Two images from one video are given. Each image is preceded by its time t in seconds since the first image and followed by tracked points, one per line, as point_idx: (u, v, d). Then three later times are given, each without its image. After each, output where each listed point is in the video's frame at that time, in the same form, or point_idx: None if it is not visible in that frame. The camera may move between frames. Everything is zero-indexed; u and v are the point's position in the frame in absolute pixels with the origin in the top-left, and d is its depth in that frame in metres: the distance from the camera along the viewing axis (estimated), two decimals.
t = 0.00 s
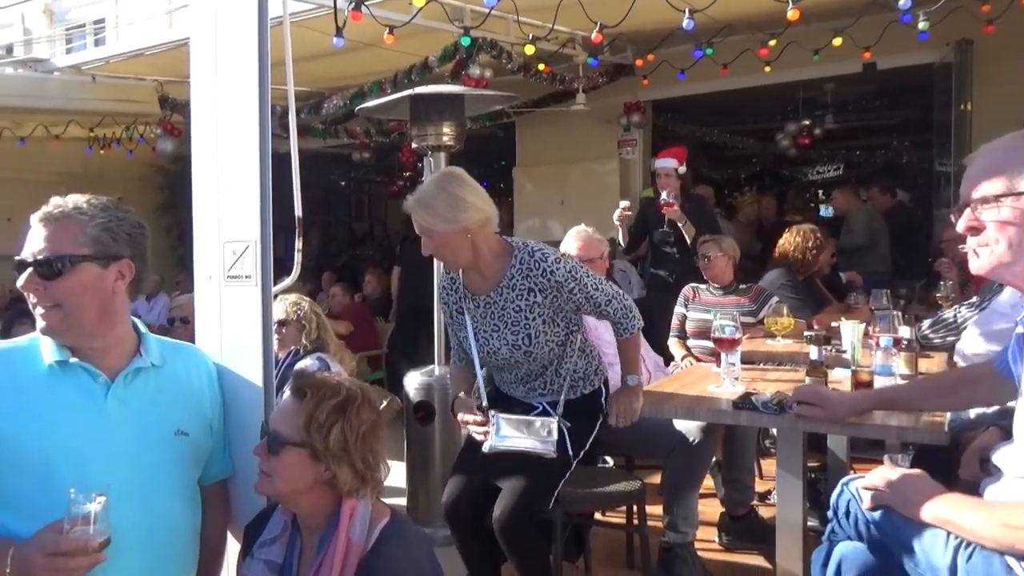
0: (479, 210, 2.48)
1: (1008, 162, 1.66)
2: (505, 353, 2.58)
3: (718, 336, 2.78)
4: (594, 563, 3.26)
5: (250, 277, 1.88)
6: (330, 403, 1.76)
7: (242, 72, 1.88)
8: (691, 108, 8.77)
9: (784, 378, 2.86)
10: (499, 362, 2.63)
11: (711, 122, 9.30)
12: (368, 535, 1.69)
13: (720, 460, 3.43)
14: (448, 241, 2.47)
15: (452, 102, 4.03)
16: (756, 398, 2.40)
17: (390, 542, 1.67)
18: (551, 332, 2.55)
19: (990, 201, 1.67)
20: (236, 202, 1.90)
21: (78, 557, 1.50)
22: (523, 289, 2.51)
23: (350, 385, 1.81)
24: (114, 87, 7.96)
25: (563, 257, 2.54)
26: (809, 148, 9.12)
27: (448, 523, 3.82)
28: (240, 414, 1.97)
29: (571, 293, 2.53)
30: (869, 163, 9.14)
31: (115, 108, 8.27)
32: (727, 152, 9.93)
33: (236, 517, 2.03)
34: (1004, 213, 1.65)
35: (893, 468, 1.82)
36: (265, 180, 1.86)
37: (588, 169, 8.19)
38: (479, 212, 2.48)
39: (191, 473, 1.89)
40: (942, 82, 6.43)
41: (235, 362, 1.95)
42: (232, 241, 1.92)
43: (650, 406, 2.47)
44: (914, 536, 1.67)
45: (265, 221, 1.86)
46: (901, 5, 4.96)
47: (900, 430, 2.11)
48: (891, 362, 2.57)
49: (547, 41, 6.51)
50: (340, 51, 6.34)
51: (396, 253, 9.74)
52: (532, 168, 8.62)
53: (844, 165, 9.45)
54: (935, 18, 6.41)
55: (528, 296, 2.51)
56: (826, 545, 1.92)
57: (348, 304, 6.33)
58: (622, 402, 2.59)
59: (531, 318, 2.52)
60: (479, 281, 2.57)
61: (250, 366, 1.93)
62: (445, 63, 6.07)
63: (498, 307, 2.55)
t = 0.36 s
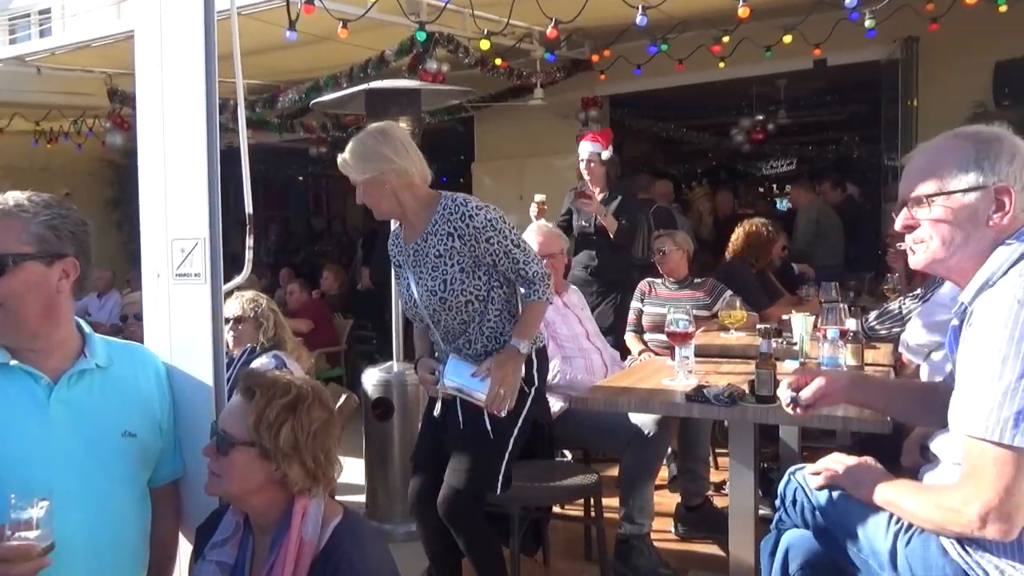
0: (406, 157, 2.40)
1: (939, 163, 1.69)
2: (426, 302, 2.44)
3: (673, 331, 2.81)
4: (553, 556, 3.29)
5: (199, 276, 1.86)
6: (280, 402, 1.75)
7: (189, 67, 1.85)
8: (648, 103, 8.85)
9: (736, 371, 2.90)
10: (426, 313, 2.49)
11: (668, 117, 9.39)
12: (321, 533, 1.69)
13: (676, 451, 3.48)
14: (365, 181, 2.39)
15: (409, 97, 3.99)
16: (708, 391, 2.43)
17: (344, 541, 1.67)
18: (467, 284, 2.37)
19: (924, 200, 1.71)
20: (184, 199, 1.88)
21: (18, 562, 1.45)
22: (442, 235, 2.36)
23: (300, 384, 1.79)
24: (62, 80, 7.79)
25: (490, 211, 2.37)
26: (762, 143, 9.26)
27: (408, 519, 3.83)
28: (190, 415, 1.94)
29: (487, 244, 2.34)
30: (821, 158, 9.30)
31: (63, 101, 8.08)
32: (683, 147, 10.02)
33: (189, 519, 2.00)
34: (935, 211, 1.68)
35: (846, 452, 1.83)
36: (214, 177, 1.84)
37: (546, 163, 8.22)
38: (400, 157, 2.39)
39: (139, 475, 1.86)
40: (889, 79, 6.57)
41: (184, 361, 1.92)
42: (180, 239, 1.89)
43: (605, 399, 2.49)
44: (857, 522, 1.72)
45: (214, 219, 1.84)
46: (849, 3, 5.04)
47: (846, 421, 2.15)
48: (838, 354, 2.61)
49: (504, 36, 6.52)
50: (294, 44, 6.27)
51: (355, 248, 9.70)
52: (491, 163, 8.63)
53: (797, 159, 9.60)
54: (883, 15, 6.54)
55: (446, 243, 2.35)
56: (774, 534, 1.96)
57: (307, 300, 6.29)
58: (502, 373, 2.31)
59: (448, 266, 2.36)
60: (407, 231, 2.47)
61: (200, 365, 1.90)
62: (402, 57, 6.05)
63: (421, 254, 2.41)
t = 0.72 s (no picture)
0: (390, 128, 2.41)
1: (873, 185, 1.78)
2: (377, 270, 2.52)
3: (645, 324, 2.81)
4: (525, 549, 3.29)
5: (168, 267, 1.81)
6: (249, 394, 1.73)
7: (158, 55, 1.81)
8: (621, 100, 8.87)
9: (707, 365, 2.90)
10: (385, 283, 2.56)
11: (641, 114, 9.43)
12: (292, 527, 1.67)
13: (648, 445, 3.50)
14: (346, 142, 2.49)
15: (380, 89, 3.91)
16: (681, 383, 2.44)
17: (316, 536, 1.64)
18: (397, 263, 2.39)
19: (872, 226, 1.79)
20: (153, 189, 1.83)
21: None
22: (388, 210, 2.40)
23: (271, 376, 1.77)
24: (27, 69, 7.64)
25: (428, 198, 2.33)
26: (734, 141, 9.34)
27: (381, 514, 3.81)
28: (156, 409, 1.91)
29: (412, 227, 2.32)
30: (791, 156, 9.39)
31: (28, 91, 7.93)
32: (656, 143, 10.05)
33: (160, 513, 1.97)
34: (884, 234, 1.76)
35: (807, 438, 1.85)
36: (183, 167, 1.80)
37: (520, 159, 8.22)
38: (378, 126, 2.41)
39: (106, 469, 1.83)
40: (858, 78, 6.65)
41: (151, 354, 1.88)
42: (148, 230, 1.85)
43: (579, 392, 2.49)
44: (827, 512, 1.74)
45: (183, 209, 1.80)
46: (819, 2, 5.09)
47: (816, 413, 2.16)
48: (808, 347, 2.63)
49: (478, 29, 6.51)
50: (266, 36, 6.21)
51: (328, 243, 9.63)
52: (465, 158, 8.61)
53: (769, 157, 9.69)
54: (852, 15, 6.61)
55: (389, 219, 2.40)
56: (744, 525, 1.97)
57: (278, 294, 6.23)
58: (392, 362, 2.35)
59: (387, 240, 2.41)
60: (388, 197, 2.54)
61: (168, 358, 1.86)
62: (376, 50, 6.03)
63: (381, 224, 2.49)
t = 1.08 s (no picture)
0: (403, 112, 2.51)
1: (857, 192, 1.84)
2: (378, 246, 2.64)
3: (635, 322, 2.81)
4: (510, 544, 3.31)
5: (153, 257, 1.79)
6: (238, 385, 1.71)
7: (144, 41, 1.77)
8: (610, 97, 8.88)
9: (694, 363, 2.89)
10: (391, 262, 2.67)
11: (629, 111, 9.44)
12: (278, 522, 1.65)
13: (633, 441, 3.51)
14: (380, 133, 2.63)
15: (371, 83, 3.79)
16: (669, 380, 2.44)
17: (300, 529, 1.63)
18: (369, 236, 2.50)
19: (858, 232, 1.84)
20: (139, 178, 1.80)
21: None
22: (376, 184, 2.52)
23: (258, 367, 1.76)
24: (9, 56, 7.56)
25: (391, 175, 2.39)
26: (722, 139, 9.37)
27: (365, 509, 3.80)
28: (139, 401, 1.88)
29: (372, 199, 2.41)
30: (778, 156, 9.45)
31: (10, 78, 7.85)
32: (644, 141, 10.06)
33: (144, 506, 1.94)
34: (872, 237, 1.81)
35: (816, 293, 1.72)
36: (170, 157, 1.78)
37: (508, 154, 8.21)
38: (398, 110, 2.52)
39: (88, 461, 1.81)
40: (846, 79, 6.68)
41: (134, 345, 1.85)
42: (134, 219, 1.82)
43: (566, 388, 2.49)
44: (814, 508, 1.74)
45: (170, 199, 1.77)
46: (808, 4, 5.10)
47: (804, 412, 2.17)
48: (796, 345, 2.63)
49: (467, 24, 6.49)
50: (254, 27, 6.18)
51: (314, 235, 9.60)
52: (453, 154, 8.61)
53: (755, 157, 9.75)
54: (841, 16, 6.64)
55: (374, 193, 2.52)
56: (730, 522, 1.97)
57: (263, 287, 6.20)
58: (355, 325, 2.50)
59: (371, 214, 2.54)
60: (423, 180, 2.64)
61: (152, 348, 1.83)
62: (364, 42, 6.01)
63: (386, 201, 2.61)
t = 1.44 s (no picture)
0: (426, 104, 2.51)
1: (855, 192, 1.86)
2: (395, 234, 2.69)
3: (632, 318, 2.81)
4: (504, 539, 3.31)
5: (149, 249, 1.77)
6: (240, 377, 1.71)
7: (140, 29, 1.75)
8: (605, 92, 8.86)
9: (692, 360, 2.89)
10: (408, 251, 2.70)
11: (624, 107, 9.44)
12: (274, 516, 1.64)
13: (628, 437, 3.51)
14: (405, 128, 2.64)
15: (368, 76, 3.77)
16: (667, 377, 2.44)
17: (294, 522, 1.62)
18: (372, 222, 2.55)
19: (856, 231, 1.86)
20: (133, 169, 1.78)
21: None
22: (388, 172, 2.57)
23: (254, 359, 1.77)
24: None
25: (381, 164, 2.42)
26: (716, 137, 9.37)
27: (358, 504, 3.79)
28: (135, 393, 1.86)
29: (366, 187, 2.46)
30: (772, 153, 9.47)
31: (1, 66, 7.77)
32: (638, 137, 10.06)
33: (139, 498, 1.92)
34: (870, 236, 1.83)
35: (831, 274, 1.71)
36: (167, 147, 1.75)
37: (503, 148, 8.20)
38: (421, 103, 2.52)
39: (84, 452, 1.79)
40: (841, 77, 6.69)
41: (129, 337, 1.83)
42: (129, 210, 1.80)
43: (563, 383, 2.48)
44: (813, 505, 1.74)
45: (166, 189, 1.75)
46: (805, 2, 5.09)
47: (802, 409, 2.17)
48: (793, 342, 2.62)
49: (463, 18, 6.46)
50: (248, 18, 6.14)
51: (307, 229, 9.56)
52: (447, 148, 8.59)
53: (749, 154, 9.77)
54: (837, 14, 6.64)
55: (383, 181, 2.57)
56: (727, 519, 1.97)
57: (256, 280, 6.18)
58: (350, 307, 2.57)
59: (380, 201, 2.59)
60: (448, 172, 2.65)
61: (149, 340, 1.81)
62: (359, 34, 5.98)
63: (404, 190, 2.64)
